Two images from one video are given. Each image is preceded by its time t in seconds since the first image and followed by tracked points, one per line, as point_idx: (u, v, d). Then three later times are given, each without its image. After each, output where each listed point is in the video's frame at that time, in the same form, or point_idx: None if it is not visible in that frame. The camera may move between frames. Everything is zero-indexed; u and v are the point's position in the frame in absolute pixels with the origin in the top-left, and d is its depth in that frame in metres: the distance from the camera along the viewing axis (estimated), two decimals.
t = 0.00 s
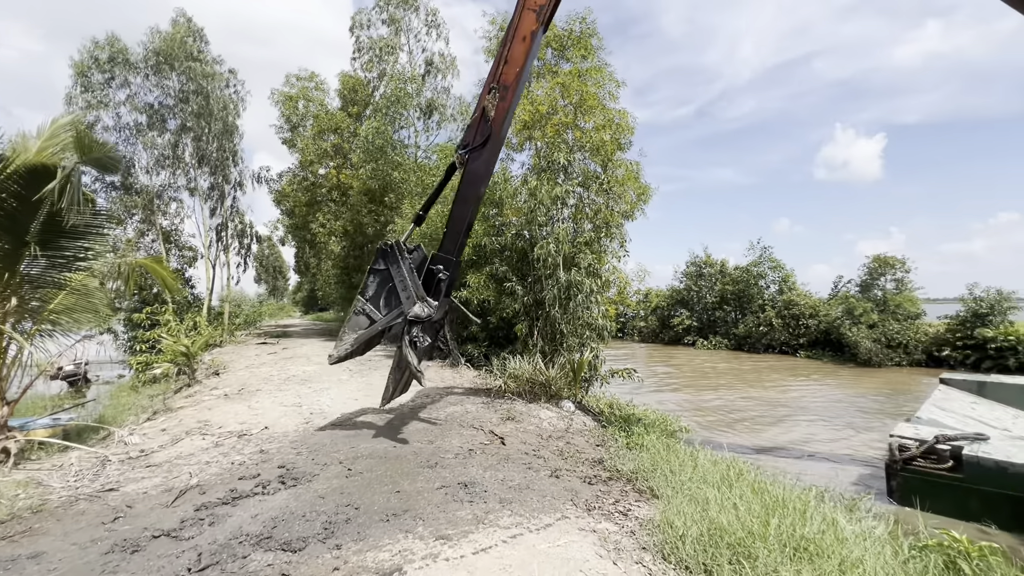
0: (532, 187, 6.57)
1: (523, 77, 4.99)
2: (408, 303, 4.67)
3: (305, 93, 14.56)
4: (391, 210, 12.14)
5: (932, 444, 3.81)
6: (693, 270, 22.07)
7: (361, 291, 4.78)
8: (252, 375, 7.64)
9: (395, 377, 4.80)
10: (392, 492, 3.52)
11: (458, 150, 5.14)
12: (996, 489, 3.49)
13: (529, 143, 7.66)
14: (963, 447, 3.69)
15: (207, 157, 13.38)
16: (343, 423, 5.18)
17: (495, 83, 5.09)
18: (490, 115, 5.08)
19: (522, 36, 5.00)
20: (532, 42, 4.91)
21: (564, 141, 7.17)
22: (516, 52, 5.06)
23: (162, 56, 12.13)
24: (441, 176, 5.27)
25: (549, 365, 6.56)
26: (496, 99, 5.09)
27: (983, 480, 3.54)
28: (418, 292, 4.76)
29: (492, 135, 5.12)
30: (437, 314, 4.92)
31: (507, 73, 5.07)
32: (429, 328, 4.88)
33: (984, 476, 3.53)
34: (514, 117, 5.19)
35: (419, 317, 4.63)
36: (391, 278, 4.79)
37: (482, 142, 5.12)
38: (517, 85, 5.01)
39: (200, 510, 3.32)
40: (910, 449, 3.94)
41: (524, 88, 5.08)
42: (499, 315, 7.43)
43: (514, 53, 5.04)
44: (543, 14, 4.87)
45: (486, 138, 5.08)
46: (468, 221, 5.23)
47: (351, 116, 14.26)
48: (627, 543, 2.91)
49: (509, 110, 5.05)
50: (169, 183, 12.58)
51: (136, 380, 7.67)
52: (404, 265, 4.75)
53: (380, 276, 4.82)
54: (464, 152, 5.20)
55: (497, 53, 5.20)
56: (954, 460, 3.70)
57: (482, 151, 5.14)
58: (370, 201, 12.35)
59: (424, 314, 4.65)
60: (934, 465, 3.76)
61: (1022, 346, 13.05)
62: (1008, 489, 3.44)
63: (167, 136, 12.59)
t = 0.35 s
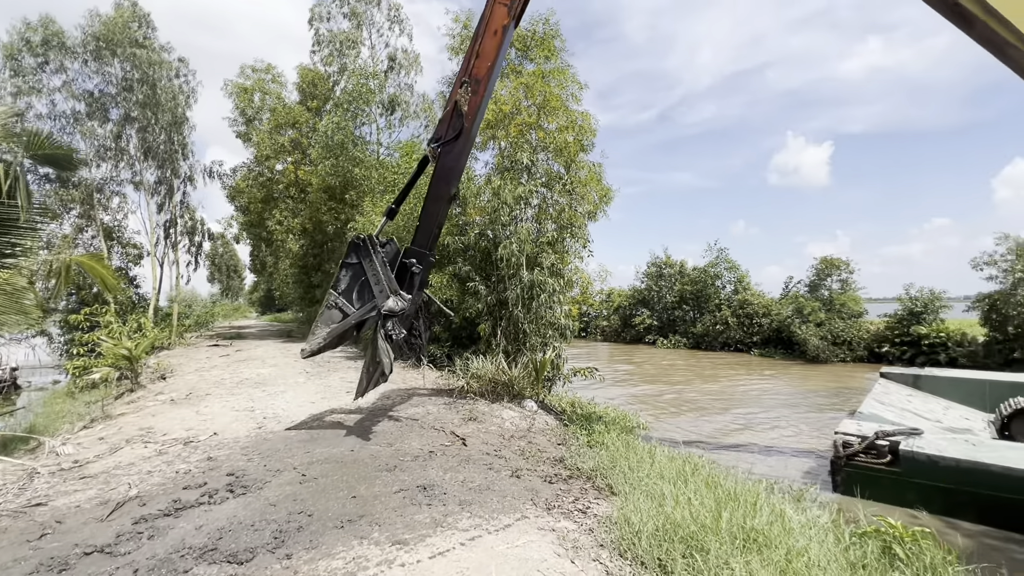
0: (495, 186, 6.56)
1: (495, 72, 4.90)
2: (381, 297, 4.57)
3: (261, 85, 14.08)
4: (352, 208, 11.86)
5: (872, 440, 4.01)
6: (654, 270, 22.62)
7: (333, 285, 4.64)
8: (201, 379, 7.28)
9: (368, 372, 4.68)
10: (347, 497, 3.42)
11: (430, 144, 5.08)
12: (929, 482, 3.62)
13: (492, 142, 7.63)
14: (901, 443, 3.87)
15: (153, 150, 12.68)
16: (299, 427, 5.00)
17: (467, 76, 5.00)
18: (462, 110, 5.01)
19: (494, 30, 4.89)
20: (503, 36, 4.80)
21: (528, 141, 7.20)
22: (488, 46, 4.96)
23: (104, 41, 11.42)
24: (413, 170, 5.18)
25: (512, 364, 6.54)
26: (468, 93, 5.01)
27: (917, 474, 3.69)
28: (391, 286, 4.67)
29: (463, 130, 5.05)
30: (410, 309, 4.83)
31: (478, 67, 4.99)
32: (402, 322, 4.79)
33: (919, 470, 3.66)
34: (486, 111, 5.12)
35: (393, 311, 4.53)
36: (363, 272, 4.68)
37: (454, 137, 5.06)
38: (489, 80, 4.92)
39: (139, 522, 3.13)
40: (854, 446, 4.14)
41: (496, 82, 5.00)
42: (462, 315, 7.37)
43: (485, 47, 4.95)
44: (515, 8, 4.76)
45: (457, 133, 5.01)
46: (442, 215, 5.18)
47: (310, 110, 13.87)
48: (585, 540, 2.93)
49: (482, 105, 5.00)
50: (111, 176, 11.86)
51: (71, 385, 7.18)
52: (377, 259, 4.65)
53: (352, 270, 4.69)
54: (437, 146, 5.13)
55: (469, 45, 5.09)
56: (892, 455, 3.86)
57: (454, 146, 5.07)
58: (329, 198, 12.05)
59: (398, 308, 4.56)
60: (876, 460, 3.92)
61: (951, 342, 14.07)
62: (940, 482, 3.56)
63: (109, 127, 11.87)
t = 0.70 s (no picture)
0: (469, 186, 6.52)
1: (469, 68, 4.91)
2: (349, 297, 4.45)
3: (227, 79, 13.69)
4: (323, 207, 11.64)
5: (832, 432, 3.99)
6: (626, 270, 22.98)
7: (301, 285, 4.58)
8: (163, 383, 7.01)
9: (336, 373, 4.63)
10: (315, 502, 3.35)
11: (402, 139, 5.03)
12: (884, 471, 3.67)
13: (466, 141, 7.61)
14: (858, 434, 3.86)
15: (111, 144, 12.15)
16: (266, 431, 4.87)
17: (441, 71, 4.99)
18: (436, 105, 4.97)
19: (468, 26, 4.93)
20: (477, 32, 4.85)
21: (502, 141, 7.22)
22: (462, 42, 4.99)
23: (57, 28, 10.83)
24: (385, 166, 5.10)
25: (485, 365, 6.53)
26: (441, 88, 4.99)
27: (874, 465, 3.73)
28: (360, 285, 4.53)
29: (437, 125, 5.01)
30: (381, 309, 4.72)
31: (451, 63, 4.99)
32: (372, 323, 4.69)
33: (876, 460, 3.70)
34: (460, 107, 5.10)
35: (360, 312, 4.41)
36: (332, 271, 4.57)
37: (427, 132, 5.01)
38: (463, 76, 4.92)
39: (93, 533, 2.99)
40: (815, 438, 4.12)
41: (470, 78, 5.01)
42: (435, 315, 7.31)
43: (459, 43, 4.97)
44: (489, 5, 4.82)
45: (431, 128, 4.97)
46: (413, 212, 5.09)
47: (279, 106, 13.56)
48: (556, 539, 2.96)
49: (455, 100, 4.95)
50: (66, 170, 11.32)
51: (21, 391, 6.81)
52: (345, 257, 4.53)
53: (320, 269, 4.60)
54: (410, 141, 5.07)
55: (442, 42, 5.10)
56: (851, 447, 3.87)
57: (427, 141, 5.02)
58: (300, 196, 11.81)
59: (367, 309, 4.42)
60: (837, 453, 3.92)
61: (906, 339, 14.79)
62: (894, 471, 3.62)
63: (64, 119, 11.31)
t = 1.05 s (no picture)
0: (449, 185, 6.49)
1: (452, 61, 4.91)
2: (327, 293, 4.42)
3: (201, 74, 13.36)
4: (300, 205, 11.44)
5: (805, 424, 4.08)
6: (606, 271, 23.18)
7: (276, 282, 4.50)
8: (132, 386, 6.79)
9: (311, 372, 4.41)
10: (292, 505, 3.30)
11: (383, 133, 4.98)
12: (855, 461, 3.82)
13: (446, 140, 7.57)
14: (830, 426, 3.98)
15: (76, 138, 11.73)
16: (240, 434, 4.76)
17: (424, 64, 4.98)
18: (418, 98, 4.93)
19: (451, 20, 4.95)
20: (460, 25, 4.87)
21: (482, 141, 7.22)
22: (444, 36, 4.99)
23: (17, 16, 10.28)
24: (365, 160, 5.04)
25: (466, 364, 6.51)
26: (424, 81, 4.96)
27: (846, 456, 3.86)
28: (339, 281, 4.53)
29: (419, 118, 4.97)
30: (359, 306, 4.70)
31: (434, 56, 4.98)
32: (350, 320, 4.66)
33: (846, 451, 3.84)
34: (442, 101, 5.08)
35: (338, 308, 4.38)
36: (308, 267, 4.53)
37: (409, 125, 4.97)
38: (446, 69, 4.91)
39: (57, 542, 2.88)
40: (789, 430, 4.20)
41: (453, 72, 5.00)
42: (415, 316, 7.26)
43: (442, 36, 4.97)
44: None
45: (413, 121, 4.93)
46: (393, 206, 5.02)
47: (255, 102, 13.29)
48: (536, 538, 2.97)
49: (437, 93, 4.91)
50: (28, 166, 10.89)
51: None
52: (323, 253, 4.51)
53: (296, 265, 4.54)
54: (391, 135, 5.02)
55: (425, 36, 5.11)
56: (823, 438, 3.98)
57: (409, 135, 4.97)
58: (275, 194, 11.58)
59: (345, 305, 4.41)
60: (810, 445, 4.02)
61: (874, 337, 15.30)
62: (864, 461, 3.78)
63: (26, 112, 10.84)
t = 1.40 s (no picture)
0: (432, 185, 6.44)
1: (440, 54, 4.88)
2: (309, 284, 4.33)
3: (177, 68, 13.06)
4: (280, 203, 11.26)
5: (784, 418, 4.16)
6: (590, 270, 23.33)
7: (258, 273, 4.45)
8: (103, 388, 6.59)
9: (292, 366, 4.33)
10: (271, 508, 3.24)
11: (369, 124, 4.93)
12: (832, 454, 3.90)
13: (430, 139, 7.52)
14: (808, 420, 4.07)
15: (45, 133, 11.35)
16: (217, 437, 4.66)
17: (411, 56, 4.94)
18: (405, 90, 4.90)
19: (439, 14, 4.92)
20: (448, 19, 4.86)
21: (466, 140, 7.21)
22: (432, 29, 4.96)
23: None
24: (350, 151, 4.99)
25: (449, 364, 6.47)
26: (411, 73, 4.93)
27: (823, 449, 3.94)
28: (322, 273, 4.44)
29: (405, 110, 4.93)
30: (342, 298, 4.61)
31: (421, 49, 4.95)
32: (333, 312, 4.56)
33: (824, 444, 3.92)
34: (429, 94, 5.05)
35: (321, 299, 4.27)
36: (291, 258, 4.46)
37: (395, 117, 4.92)
38: (434, 62, 4.89)
39: (23, 550, 2.78)
40: (768, 424, 4.27)
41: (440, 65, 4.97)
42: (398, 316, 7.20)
43: (430, 29, 4.94)
44: None
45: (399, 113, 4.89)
46: (377, 198, 4.96)
47: (233, 98, 13.03)
48: (518, 537, 2.98)
49: (425, 86, 4.89)
50: None
51: None
52: (305, 244, 4.44)
53: (279, 256, 4.48)
54: (377, 127, 4.97)
55: (412, 29, 5.08)
56: (801, 432, 4.07)
57: (394, 127, 4.93)
58: (254, 191, 11.36)
59: (328, 296, 4.30)
60: (789, 439, 4.09)
61: (849, 336, 15.71)
62: (840, 453, 3.85)
63: None
